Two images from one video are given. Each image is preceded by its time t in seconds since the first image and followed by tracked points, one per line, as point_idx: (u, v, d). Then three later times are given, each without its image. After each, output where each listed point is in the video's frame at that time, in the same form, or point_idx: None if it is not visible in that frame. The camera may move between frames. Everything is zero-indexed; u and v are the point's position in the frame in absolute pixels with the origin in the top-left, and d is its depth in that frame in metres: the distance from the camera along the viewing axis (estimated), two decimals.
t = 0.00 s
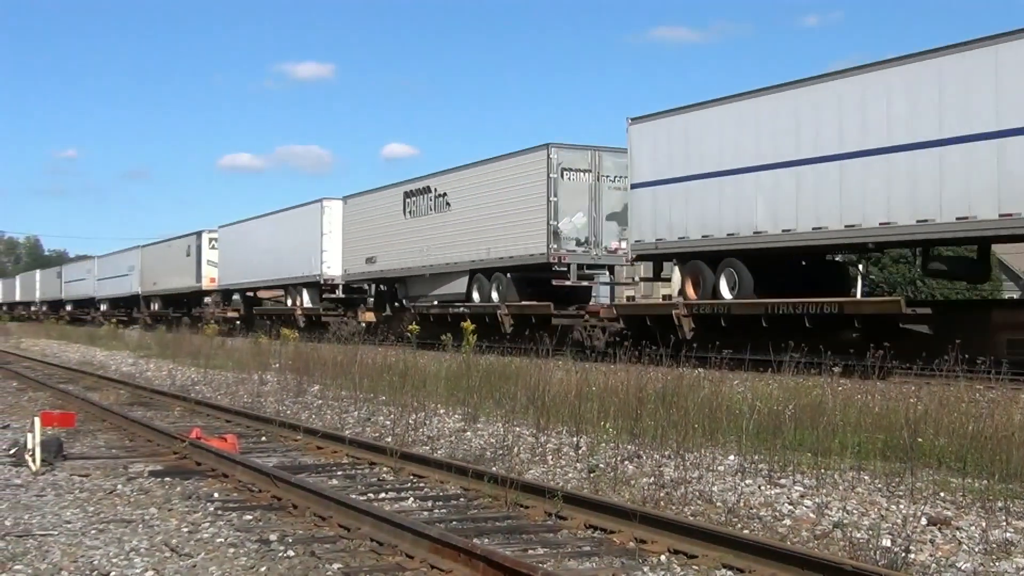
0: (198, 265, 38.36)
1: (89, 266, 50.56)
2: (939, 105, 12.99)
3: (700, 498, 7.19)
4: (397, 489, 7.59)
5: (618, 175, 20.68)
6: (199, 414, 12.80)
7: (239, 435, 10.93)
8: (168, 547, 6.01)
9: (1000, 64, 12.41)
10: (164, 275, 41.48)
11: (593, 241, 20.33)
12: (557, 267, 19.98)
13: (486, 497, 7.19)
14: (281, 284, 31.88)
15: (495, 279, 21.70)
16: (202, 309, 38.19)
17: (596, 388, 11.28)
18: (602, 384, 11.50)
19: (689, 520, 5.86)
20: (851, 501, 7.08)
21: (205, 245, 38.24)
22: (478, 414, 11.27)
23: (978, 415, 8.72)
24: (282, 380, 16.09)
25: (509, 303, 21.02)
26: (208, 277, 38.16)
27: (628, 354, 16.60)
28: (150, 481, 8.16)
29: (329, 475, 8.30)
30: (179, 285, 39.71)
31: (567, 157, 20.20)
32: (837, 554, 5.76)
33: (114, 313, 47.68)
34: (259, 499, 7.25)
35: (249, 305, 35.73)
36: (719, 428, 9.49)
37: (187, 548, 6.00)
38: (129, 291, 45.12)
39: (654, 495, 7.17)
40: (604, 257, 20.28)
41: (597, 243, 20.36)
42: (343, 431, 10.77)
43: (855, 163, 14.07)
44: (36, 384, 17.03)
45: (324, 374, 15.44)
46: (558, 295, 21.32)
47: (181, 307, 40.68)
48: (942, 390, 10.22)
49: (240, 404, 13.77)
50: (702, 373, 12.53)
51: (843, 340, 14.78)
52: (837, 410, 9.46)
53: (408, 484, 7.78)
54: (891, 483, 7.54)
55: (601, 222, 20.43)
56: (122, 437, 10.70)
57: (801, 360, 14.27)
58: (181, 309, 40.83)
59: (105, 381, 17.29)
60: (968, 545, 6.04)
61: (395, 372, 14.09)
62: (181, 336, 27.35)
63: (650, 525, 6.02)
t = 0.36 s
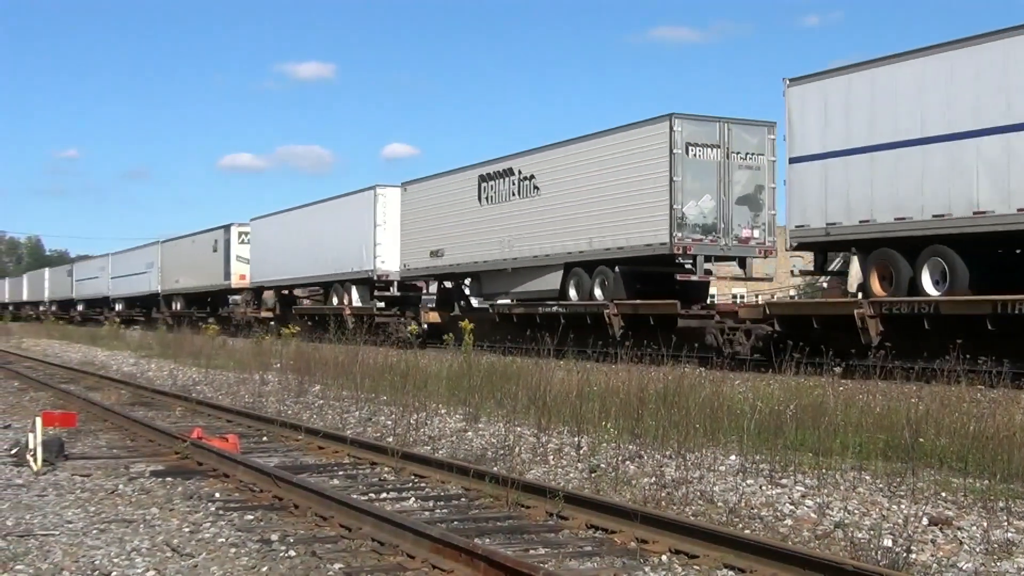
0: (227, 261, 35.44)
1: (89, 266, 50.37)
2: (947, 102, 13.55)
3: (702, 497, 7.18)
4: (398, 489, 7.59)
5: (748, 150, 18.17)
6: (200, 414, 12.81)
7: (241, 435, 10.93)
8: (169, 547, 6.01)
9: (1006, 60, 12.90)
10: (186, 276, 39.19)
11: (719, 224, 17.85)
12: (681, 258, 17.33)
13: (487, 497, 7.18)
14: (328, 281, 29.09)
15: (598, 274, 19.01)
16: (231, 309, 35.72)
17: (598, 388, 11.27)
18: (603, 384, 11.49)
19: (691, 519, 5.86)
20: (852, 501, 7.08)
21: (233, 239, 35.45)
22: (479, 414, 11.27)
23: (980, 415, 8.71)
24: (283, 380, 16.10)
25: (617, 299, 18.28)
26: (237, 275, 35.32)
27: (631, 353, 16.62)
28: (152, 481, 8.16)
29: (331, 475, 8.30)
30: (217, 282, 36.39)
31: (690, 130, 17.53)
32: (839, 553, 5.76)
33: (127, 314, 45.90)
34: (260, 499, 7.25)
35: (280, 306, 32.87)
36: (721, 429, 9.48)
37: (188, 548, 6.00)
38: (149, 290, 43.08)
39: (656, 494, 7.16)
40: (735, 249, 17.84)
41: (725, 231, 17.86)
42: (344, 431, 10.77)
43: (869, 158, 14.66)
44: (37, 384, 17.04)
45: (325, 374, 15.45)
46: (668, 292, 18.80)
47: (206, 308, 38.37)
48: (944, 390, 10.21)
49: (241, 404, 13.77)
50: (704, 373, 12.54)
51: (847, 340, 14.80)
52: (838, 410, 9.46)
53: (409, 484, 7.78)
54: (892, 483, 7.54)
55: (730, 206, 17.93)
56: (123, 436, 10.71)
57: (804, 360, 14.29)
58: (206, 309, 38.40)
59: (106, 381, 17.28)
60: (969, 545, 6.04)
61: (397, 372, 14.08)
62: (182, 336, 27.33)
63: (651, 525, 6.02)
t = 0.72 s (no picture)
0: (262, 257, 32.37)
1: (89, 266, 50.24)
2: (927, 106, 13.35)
3: (702, 497, 7.19)
4: (399, 489, 7.59)
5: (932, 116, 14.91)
6: (200, 414, 12.81)
7: (241, 435, 10.94)
8: (170, 547, 6.01)
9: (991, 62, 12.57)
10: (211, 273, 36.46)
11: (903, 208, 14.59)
12: (857, 247, 14.25)
13: (488, 497, 7.18)
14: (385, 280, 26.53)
15: (741, 266, 15.99)
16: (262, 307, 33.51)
17: (599, 389, 11.27)
18: (604, 384, 11.48)
19: (691, 520, 5.86)
20: (853, 501, 7.08)
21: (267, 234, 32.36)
22: (480, 414, 11.28)
23: (980, 415, 8.71)
24: (284, 380, 16.11)
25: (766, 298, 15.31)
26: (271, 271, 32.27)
27: (630, 353, 16.60)
28: (152, 481, 8.16)
29: (332, 475, 8.30)
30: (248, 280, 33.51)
31: (868, 91, 14.32)
32: (840, 553, 5.76)
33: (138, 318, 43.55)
34: (261, 499, 7.26)
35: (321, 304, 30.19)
36: (722, 429, 9.49)
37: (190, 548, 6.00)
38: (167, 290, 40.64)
39: (657, 494, 7.16)
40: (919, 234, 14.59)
41: (908, 214, 14.62)
42: (345, 431, 10.77)
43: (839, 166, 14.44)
44: (39, 384, 17.04)
45: (326, 374, 15.45)
46: (827, 290, 15.72)
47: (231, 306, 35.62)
48: (944, 390, 10.21)
49: (242, 405, 13.78)
50: (704, 373, 12.54)
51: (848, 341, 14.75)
52: (839, 410, 9.46)
53: (410, 484, 7.78)
54: (893, 483, 7.54)
55: (914, 184, 14.71)
56: (124, 437, 10.71)
57: (804, 361, 14.25)
58: (232, 306, 35.53)
59: (107, 381, 17.27)
60: (971, 545, 6.04)
61: (398, 372, 14.09)
62: (183, 336, 27.31)
63: (652, 525, 6.02)
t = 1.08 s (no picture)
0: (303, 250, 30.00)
1: (95, 265, 50.12)
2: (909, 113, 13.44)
3: (703, 497, 7.19)
4: (400, 489, 7.59)
5: None
6: (201, 414, 12.80)
7: (242, 435, 10.94)
8: (171, 546, 6.01)
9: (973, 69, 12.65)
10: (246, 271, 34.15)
11: None
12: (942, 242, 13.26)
13: (489, 497, 7.18)
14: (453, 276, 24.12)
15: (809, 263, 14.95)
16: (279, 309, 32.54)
17: (600, 388, 11.27)
18: (605, 384, 11.47)
19: (692, 520, 5.87)
20: (854, 501, 7.08)
21: (308, 226, 30.00)
22: (481, 414, 11.28)
23: (982, 415, 8.71)
24: (285, 380, 16.11)
25: (993, 295, 12.51)
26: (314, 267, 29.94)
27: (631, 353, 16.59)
28: (153, 481, 8.16)
29: (332, 475, 8.30)
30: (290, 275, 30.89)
31: None
32: (841, 553, 5.76)
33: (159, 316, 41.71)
34: (262, 499, 7.25)
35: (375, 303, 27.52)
36: (723, 428, 9.48)
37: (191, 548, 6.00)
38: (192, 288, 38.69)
39: (658, 495, 7.16)
40: None
41: None
42: (345, 431, 10.77)
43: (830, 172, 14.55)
44: (40, 384, 17.02)
45: (327, 374, 15.45)
46: None
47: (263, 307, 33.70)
48: (946, 390, 10.21)
49: (243, 405, 13.78)
50: (706, 373, 12.54)
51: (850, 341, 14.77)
52: (840, 410, 9.45)
53: (410, 484, 7.78)
54: (894, 482, 7.53)
55: None
56: (125, 436, 10.72)
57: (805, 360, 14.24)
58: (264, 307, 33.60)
59: (108, 381, 17.26)
60: (972, 545, 6.03)
61: (398, 372, 14.08)
62: (183, 336, 27.32)
63: (652, 525, 6.02)
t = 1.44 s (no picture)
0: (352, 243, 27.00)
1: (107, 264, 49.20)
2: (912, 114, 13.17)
3: (704, 497, 7.19)
4: (401, 489, 7.59)
5: None
6: (202, 414, 12.80)
7: (242, 435, 10.94)
8: (171, 547, 6.02)
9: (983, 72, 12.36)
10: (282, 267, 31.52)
11: None
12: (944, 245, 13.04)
13: (490, 497, 7.18)
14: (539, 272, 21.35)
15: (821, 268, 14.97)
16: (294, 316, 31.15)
17: (601, 389, 11.27)
18: (605, 384, 11.46)
19: (692, 520, 5.87)
20: (854, 501, 7.08)
21: (357, 216, 27.10)
22: (481, 414, 11.29)
23: (982, 415, 8.71)
24: (285, 380, 16.11)
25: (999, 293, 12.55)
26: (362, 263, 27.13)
27: (632, 352, 16.56)
28: (155, 481, 8.17)
29: (333, 475, 8.31)
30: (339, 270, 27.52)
31: None
32: (842, 553, 5.76)
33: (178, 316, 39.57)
34: (263, 499, 7.25)
35: (436, 300, 24.98)
36: (723, 428, 9.48)
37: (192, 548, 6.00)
38: (218, 286, 36.61)
39: (658, 495, 7.16)
40: None
41: None
42: (346, 431, 10.78)
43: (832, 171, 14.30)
44: (41, 384, 17.02)
45: (327, 374, 15.45)
46: None
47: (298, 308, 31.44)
48: (947, 390, 10.21)
49: (244, 405, 13.78)
50: (706, 373, 12.54)
51: (849, 342, 14.76)
52: (841, 410, 9.44)
53: (411, 484, 7.78)
54: (895, 482, 7.54)
55: None
56: (127, 436, 10.72)
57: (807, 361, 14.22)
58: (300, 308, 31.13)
59: (109, 381, 17.26)
60: (972, 545, 6.03)
61: (398, 372, 14.08)
62: (184, 336, 27.32)
63: (654, 524, 6.02)
